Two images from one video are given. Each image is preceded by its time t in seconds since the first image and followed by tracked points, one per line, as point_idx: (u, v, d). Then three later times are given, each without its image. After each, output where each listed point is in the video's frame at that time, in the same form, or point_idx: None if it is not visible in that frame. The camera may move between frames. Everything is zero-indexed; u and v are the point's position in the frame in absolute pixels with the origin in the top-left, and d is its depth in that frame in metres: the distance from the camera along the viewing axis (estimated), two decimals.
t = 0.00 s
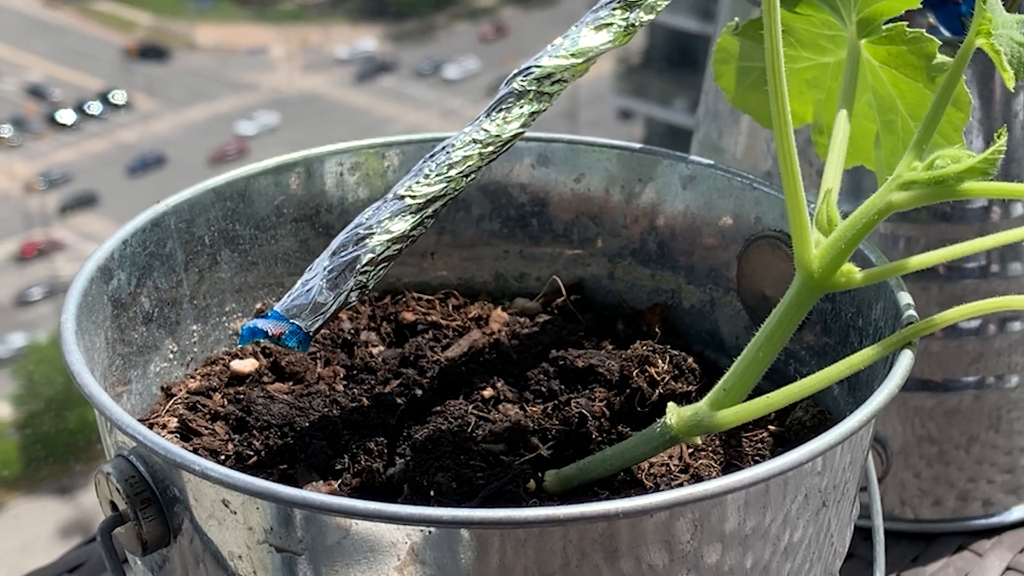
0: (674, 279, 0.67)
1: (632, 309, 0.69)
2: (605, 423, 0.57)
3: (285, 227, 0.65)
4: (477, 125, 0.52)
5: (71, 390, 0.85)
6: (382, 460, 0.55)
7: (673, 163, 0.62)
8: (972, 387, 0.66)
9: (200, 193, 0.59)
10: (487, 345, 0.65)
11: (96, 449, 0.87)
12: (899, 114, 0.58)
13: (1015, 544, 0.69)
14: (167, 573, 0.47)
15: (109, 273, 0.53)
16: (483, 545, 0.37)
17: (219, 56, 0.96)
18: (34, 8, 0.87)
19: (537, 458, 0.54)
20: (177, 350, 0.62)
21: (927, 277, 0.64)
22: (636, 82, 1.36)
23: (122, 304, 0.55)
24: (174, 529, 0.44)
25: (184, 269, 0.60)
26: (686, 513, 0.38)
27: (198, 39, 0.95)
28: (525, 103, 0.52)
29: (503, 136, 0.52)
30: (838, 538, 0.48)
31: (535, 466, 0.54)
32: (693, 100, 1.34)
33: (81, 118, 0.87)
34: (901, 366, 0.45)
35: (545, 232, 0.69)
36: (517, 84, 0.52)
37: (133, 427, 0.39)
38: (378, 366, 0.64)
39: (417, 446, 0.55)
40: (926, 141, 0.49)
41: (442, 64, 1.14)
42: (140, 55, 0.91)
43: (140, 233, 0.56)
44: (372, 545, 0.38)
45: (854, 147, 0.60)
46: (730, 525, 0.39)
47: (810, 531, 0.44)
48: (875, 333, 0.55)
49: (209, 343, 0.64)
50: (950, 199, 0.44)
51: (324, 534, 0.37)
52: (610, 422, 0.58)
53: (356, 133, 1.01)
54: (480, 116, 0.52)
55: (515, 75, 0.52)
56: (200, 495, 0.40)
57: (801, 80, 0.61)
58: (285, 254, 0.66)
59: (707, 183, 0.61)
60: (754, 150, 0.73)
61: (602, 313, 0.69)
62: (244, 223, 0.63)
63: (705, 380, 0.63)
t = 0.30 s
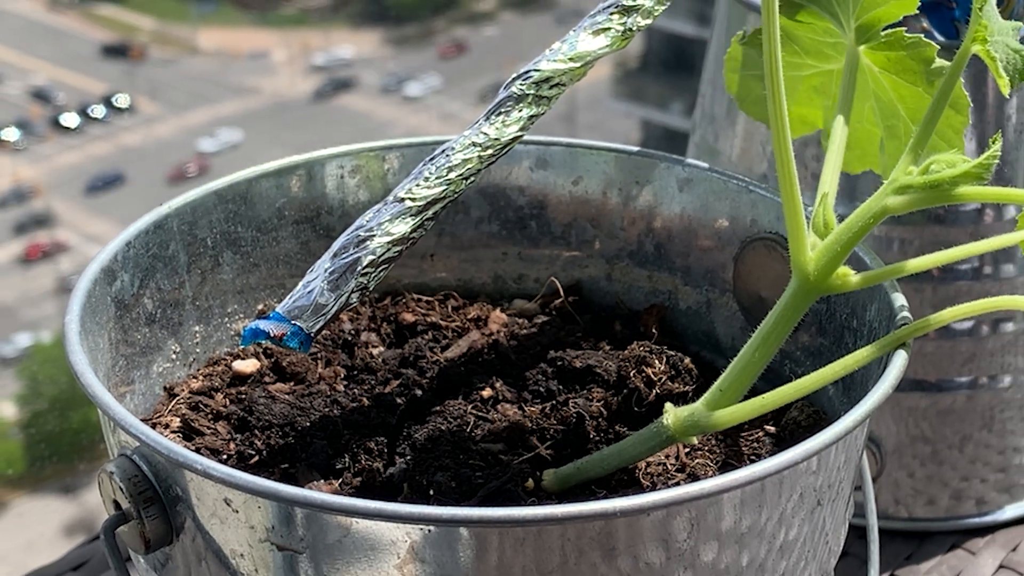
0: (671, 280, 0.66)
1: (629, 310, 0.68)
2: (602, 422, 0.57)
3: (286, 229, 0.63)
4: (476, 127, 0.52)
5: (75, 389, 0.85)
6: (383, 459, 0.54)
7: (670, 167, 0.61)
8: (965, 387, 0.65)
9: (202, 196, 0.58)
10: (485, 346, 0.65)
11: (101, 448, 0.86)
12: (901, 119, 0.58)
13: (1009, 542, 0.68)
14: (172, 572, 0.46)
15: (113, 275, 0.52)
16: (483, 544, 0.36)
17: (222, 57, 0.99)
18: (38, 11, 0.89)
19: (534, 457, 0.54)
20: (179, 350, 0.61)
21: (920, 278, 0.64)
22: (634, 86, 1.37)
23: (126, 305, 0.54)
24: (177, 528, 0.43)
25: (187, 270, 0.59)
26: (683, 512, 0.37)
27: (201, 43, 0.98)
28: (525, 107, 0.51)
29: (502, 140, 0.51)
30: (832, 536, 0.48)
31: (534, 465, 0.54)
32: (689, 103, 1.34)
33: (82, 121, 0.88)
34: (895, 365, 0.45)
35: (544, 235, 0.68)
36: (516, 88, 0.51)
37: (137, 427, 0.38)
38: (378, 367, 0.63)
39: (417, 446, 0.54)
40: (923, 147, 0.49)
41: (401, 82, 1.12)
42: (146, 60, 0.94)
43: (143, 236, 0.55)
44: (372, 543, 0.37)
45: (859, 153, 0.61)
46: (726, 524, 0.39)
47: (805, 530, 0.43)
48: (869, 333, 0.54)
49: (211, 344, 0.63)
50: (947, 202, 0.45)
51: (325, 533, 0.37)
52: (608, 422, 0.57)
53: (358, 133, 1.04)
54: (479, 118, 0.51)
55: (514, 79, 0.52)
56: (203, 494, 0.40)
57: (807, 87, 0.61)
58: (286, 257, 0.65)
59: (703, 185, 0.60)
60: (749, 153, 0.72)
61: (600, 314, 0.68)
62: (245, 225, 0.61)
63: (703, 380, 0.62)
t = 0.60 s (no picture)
0: (668, 281, 0.64)
1: (627, 311, 0.65)
2: (599, 422, 0.55)
3: (287, 231, 0.62)
4: (476, 131, 0.52)
5: (78, 389, 0.87)
6: (384, 458, 0.52)
7: (667, 169, 0.59)
8: (959, 387, 0.63)
9: (206, 198, 0.57)
10: (484, 346, 0.62)
11: (103, 447, 0.88)
12: (900, 131, 0.57)
13: (1001, 541, 0.67)
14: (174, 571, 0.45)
15: (116, 275, 0.51)
16: (481, 543, 0.35)
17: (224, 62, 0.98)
18: (41, 14, 0.85)
19: (532, 456, 0.52)
20: (182, 350, 0.59)
21: (914, 280, 0.62)
22: (632, 90, 1.38)
23: (129, 306, 0.53)
24: (180, 526, 0.42)
25: (189, 271, 0.58)
26: (679, 510, 0.36)
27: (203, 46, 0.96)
28: (523, 111, 0.51)
29: (501, 143, 0.51)
30: (827, 535, 0.46)
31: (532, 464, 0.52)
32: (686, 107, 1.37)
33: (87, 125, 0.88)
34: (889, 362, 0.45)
35: (541, 236, 0.66)
36: (515, 91, 0.51)
37: (140, 426, 0.38)
38: (378, 367, 0.61)
39: (418, 445, 0.53)
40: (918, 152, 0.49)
41: (361, 98, 1.10)
42: (147, 64, 0.92)
43: (146, 237, 0.54)
44: (373, 541, 0.36)
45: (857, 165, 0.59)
46: (721, 521, 0.38)
47: (799, 529, 0.42)
48: (864, 335, 0.53)
49: (214, 344, 0.61)
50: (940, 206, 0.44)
51: (326, 531, 0.36)
52: (604, 421, 0.56)
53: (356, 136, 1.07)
54: (478, 121, 0.51)
55: (513, 82, 0.52)
56: (205, 492, 0.39)
57: (807, 99, 0.59)
58: (287, 258, 0.63)
59: (699, 188, 0.58)
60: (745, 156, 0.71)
61: (597, 314, 0.66)
62: (246, 226, 0.60)
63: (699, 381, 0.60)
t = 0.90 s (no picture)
0: (665, 282, 0.64)
1: (624, 312, 0.66)
2: (597, 421, 0.56)
3: (289, 233, 0.63)
4: (475, 133, 0.51)
5: (80, 389, 0.90)
6: (383, 457, 0.53)
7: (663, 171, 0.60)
8: (952, 387, 0.65)
9: (207, 201, 0.57)
10: (483, 346, 0.63)
11: (106, 447, 0.92)
12: (897, 130, 0.57)
13: (995, 538, 0.68)
14: (176, 567, 0.46)
15: (119, 277, 0.52)
16: (480, 540, 0.36)
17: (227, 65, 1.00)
18: (46, 19, 0.84)
19: (530, 455, 0.53)
20: (183, 351, 0.60)
21: (908, 280, 0.64)
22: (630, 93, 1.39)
23: (133, 306, 0.54)
24: (182, 524, 0.43)
25: (192, 272, 0.58)
26: (675, 509, 0.37)
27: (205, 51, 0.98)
28: (521, 114, 0.51)
29: (500, 146, 0.51)
30: (822, 533, 0.47)
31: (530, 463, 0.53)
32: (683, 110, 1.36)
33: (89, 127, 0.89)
34: (883, 365, 0.45)
35: (540, 238, 0.67)
36: (514, 95, 0.51)
37: (142, 425, 0.38)
38: (378, 367, 0.61)
39: (417, 444, 0.53)
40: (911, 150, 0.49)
41: (326, 113, 1.08)
42: (150, 66, 0.93)
43: (149, 239, 0.55)
44: (373, 540, 0.37)
45: (858, 164, 0.60)
46: (718, 519, 0.38)
47: (794, 527, 0.43)
48: (858, 336, 0.53)
49: (215, 344, 0.62)
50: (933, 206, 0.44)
51: (327, 528, 0.37)
52: (602, 420, 0.56)
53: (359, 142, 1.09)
54: (477, 124, 0.51)
55: (511, 85, 0.51)
56: (207, 491, 0.40)
57: (806, 104, 0.61)
58: (289, 259, 0.64)
59: (696, 189, 0.59)
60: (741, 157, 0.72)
61: (595, 315, 0.66)
62: (248, 228, 0.60)
63: (697, 380, 0.61)
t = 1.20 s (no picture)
0: (661, 283, 0.66)
1: (621, 312, 0.68)
2: (595, 421, 0.57)
3: (290, 235, 0.64)
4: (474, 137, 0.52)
5: (87, 390, 0.91)
6: (384, 457, 0.54)
7: (660, 174, 0.62)
8: (945, 387, 0.66)
9: (210, 203, 0.59)
10: (482, 347, 0.65)
11: (111, 446, 0.94)
12: (892, 135, 0.58)
13: (987, 537, 0.69)
14: (179, 564, 0.47)
15: (122, 279, 0.53)
16: (479, 538, 0.37)
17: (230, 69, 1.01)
18: (49, 23, 0.86)
19: (530, 454, 0.54)
20: (187, 352, 0.62)
21: (902, 283, 0.65)
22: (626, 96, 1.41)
23: (136, 307, 0.55)
24: (185, 522, 0.43)
25: (195, 274, 0.60)
26: (672, 508, 0.38)
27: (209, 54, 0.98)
28: (520, 117, 0.52)
29: (499, 149, 0.52)
30: (817, 531, 0.48)
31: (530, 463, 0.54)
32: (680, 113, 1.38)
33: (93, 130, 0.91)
34: (878, 365, 0.46)
35: (538, 239, 0.69)
36: (513, 98, 0.52)
37: (146, 425, 0.39)
38: (379, 367, 0.63)
39: (418, 443, 0.55)
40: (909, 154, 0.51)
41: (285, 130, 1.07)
42: (152, 71, 0.94)
43: (151, 241, 0.56)
44: (374, 537, 0.38)
45: (853, 167, 0.61)
46: (714, 518, 0.39)
47: (790, 525, 0.43)
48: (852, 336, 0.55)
49: (218, 345, 0.64)
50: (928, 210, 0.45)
51: (327, 527, 0.38)
52: (599, 420, 0.58)
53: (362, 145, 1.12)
54: (476, 127, 0.51)
55: (511, 89, 0.52)
56: (210, 489, 0.40)
57: (802, 108, 0.61)
58: (290, 261, 0.65)
59: (692, 193, 0.61)
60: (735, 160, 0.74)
61: (592, 316, 0.69)
62: (250, 230, 0.62)
63: (693, 381, 0.63)
